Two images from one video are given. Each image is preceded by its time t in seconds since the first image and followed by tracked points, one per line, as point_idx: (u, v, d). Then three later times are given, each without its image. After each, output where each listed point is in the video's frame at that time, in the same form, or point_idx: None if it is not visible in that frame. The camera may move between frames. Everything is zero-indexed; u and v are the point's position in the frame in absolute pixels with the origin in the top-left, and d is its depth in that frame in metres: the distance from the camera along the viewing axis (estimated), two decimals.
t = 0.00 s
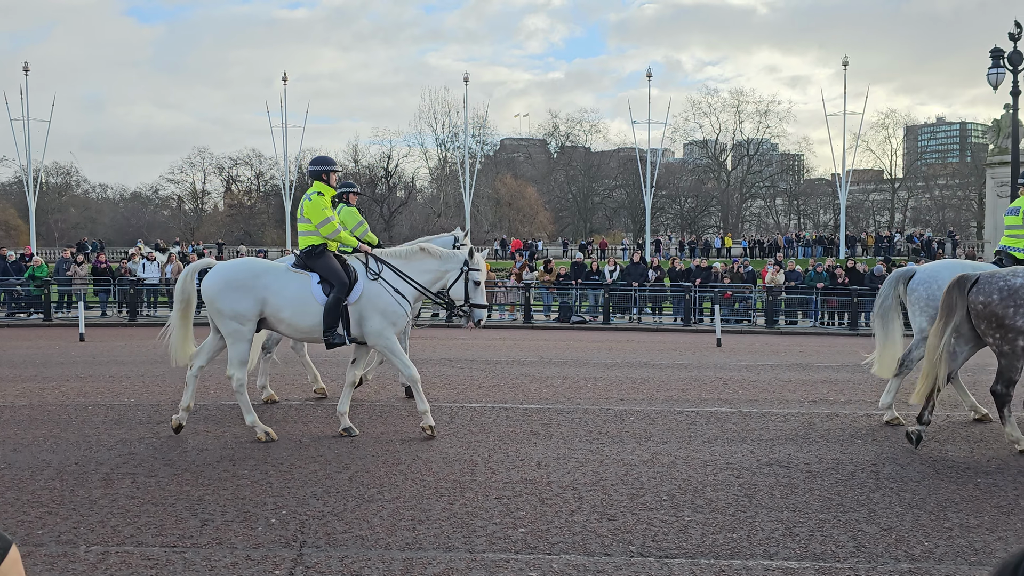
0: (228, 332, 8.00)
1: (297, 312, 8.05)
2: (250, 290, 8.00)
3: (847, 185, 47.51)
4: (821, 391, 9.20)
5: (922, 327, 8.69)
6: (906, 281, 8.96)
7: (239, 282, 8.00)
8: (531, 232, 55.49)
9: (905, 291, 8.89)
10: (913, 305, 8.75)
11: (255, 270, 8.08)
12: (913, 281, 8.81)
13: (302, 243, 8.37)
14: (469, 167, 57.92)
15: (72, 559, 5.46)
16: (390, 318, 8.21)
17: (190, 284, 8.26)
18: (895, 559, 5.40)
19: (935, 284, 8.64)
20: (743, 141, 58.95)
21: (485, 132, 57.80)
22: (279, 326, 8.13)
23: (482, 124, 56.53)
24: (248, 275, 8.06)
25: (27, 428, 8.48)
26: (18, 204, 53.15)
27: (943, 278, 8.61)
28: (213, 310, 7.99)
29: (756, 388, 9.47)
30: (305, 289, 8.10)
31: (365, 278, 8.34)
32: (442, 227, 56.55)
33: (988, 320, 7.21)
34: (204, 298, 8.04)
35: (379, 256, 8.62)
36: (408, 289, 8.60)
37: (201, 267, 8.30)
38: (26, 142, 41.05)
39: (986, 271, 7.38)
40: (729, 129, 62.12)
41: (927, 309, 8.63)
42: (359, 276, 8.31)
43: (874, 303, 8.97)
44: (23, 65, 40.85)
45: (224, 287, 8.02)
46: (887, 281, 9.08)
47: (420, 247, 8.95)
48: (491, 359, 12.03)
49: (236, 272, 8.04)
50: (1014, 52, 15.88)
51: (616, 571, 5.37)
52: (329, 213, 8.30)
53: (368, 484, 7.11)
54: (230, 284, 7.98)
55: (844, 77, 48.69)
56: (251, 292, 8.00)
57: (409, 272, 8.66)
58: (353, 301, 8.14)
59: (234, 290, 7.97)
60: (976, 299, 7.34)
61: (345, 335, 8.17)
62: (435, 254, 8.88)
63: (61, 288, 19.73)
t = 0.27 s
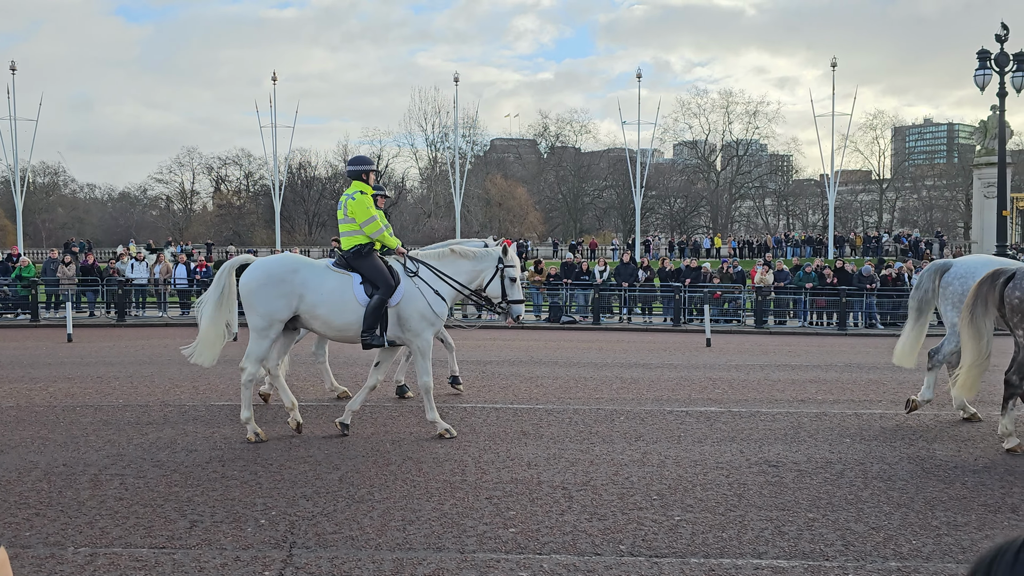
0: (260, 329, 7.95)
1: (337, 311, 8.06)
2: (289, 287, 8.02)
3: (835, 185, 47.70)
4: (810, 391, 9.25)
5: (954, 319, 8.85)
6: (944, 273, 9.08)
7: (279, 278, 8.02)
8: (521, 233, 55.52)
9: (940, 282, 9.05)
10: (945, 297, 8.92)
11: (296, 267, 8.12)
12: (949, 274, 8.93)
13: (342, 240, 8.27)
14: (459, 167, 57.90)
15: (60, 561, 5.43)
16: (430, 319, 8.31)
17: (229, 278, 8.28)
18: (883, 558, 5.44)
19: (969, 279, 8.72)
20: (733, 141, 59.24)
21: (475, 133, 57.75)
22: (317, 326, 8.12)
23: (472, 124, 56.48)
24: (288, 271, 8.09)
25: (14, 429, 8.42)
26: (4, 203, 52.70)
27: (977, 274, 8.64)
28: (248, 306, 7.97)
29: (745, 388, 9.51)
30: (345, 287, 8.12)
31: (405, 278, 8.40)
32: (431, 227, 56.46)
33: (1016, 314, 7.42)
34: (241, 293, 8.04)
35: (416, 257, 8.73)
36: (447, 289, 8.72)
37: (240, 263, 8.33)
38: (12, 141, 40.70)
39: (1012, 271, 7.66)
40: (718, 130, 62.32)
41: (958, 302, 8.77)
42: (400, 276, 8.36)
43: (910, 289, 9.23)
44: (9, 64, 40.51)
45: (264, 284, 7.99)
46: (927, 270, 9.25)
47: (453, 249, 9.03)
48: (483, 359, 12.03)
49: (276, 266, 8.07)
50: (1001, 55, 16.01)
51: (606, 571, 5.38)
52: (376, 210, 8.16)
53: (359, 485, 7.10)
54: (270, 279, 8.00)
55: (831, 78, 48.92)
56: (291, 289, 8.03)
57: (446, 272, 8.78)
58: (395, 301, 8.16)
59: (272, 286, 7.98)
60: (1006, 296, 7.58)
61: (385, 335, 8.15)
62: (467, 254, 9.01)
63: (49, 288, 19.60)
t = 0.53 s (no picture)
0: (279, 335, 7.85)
1: (364, 311, 8.01)
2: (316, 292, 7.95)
3: (818, 186, 48.05)
4: (792, 391, 9.31)
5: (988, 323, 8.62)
6: (969, 277, 8.86)
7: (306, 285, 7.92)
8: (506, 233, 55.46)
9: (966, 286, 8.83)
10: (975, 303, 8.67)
11: (324, 273, 8.04)
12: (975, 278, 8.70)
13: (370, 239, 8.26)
14: (444, 168, 57.77)
15: (40, 565, 5.36)
16: (452, 319, 8.31)
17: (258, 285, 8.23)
18: (865, 555, 5.48)
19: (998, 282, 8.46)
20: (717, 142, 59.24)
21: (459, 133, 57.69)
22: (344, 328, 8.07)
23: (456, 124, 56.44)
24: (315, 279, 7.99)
25: None
26: None
27: (1005, 277, 8.39)
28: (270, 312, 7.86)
29: (729, 387, 9.55)
30: (372, 287, 8.08)
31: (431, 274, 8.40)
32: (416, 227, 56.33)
33: None
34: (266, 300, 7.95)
35: (447, 253, 8.73)
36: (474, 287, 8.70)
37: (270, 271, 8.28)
38: None
39: None
40: (702, 131, 62.64)
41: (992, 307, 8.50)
42: (426, 272, 8.36)
43: (933, 297, 9.03)
44: None
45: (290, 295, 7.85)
46: (950, 275, 9.04)
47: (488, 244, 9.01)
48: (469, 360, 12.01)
49: (305, 273, 7.98)
50: (982, 56, 16.21)
51: (591, 571, 5.39)
52: (407, 214, 8.12)
53: (343, 486, 7.06)
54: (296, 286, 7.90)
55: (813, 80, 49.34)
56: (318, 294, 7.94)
57: (475, 269, 8.75)
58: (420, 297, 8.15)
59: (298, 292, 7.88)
60: None
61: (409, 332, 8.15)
62: (503, 254, 8.96)
63: (29, 289, 19.38)
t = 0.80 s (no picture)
0: (320, 330, 8.01)
1: (388, 311, 8.10)
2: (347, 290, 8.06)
3: (792, 186, 48.52)
4: (767, 390, 9.39)
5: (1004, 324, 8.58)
6: (982, 277, 8.91)
7: (338, 282, 8.04)
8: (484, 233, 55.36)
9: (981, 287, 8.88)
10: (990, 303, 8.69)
11: (355, 270, 8.16)
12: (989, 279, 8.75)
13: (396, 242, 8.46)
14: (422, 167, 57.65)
15: (7, 571, 5.25)
16: (465, 328, 8.24)
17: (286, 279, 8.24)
18: (837, 553, 5.54)
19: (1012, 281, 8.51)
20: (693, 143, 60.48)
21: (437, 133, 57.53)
22: (370, 327, 8.16)
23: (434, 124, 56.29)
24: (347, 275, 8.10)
25: None
26: None
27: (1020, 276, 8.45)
28: (309, 309, 8.00)
29: (705, 387, 9.60)
30: (396, 286, 8.17)
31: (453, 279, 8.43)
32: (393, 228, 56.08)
33: None
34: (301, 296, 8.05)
35: (466, 256, 8.73)
36: (496, 288, 8.62)
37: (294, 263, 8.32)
38: None
39: None
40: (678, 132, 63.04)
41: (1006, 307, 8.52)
42: (448, 275, 8.39)
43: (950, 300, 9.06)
44: None
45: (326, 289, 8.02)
46: (965, 277, 9.09)
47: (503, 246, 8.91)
48: (445, 360, 11.96)
49: (336, 270, 8.11)
50: (952, 60, 16.44)
51: (567, 572, 5.39)
52: (426, 212, 8.28)
53: (318, 489, 7.01)
54: (329, 283, 8.03)
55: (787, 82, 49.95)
56: (348, 292, 8.06)
57: (495, 271, 8.69)
58: (439, 301, 8.16)
59: (330, 289, 8.00)
60: None
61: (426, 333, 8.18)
62: (515, 251, 8.86)
63: None
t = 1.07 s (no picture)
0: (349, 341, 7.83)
1: (404, 313, 8.02)
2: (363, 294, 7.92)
3: (758, 188, 49.15)
4: (730, 389, 9.48)
5: (997, 320, 8.90)
6: (981, 273, 9.29)
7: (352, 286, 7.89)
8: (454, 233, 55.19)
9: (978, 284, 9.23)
10: (987, 298, 9.02)
11: (370, 274, 8.04)
12: (988, 275, 9.09)
13: (405, 241, 8.33)
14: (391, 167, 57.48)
15: None
16: (485, 324, 8.35)
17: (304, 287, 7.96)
18: (798, 551, 5.60)
19: (1010, 279, 8.86)
20: (661, 145, 60.98)
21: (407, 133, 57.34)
22: (386, 332, 8.07)
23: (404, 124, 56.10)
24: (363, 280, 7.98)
25: None
26: None
27: (1018, 273, 8.81)
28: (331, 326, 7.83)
29: (670, 387, 9.67)
30: (410, 289, 8.11)
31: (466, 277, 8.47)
32: (363, 228, 55.80)
33: None
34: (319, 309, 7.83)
35: (479, 255, 8.84)
36: (506, 288, 8.88)
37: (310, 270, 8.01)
38: None
39: None
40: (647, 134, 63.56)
41: (1003, 304, 8.84)
42: (461, 275, 8.43)
43: (948, 292, 9.39)
44: None
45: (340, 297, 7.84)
46: (964, 271, 9.45)
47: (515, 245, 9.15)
48: (414, 361, 11.89)
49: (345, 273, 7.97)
50: (912, 65, 16.74)
51: (532, 572, 5.38)
52: (442, 215, 8.23)
53: (283, 492, 6.92)
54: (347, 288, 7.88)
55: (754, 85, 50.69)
56: (364, 297, 7.91)
57: (508, 269, 8.94)
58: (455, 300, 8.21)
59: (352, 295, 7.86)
60: None
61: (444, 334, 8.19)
62: (530, 251, 9.13)
63: None
